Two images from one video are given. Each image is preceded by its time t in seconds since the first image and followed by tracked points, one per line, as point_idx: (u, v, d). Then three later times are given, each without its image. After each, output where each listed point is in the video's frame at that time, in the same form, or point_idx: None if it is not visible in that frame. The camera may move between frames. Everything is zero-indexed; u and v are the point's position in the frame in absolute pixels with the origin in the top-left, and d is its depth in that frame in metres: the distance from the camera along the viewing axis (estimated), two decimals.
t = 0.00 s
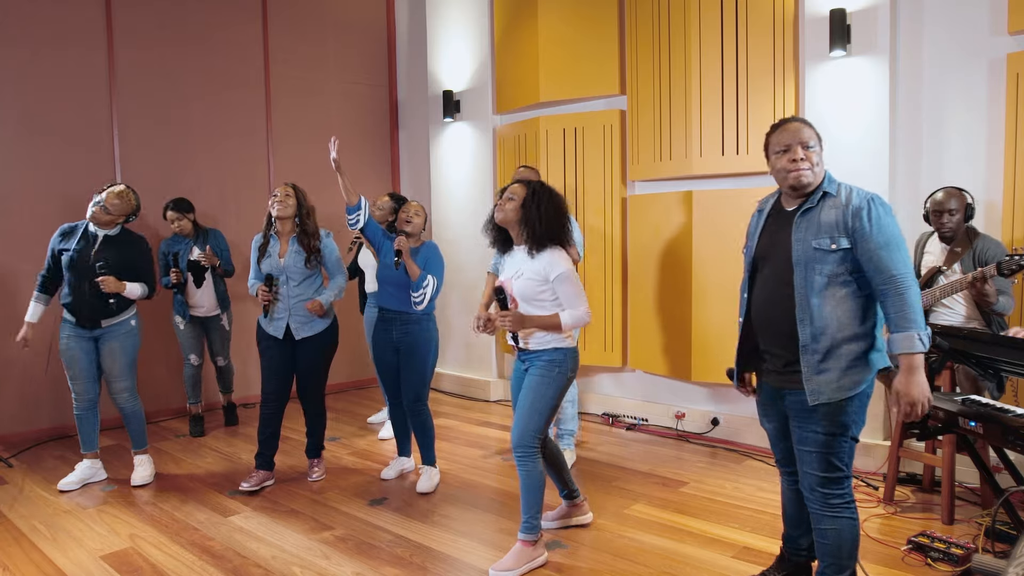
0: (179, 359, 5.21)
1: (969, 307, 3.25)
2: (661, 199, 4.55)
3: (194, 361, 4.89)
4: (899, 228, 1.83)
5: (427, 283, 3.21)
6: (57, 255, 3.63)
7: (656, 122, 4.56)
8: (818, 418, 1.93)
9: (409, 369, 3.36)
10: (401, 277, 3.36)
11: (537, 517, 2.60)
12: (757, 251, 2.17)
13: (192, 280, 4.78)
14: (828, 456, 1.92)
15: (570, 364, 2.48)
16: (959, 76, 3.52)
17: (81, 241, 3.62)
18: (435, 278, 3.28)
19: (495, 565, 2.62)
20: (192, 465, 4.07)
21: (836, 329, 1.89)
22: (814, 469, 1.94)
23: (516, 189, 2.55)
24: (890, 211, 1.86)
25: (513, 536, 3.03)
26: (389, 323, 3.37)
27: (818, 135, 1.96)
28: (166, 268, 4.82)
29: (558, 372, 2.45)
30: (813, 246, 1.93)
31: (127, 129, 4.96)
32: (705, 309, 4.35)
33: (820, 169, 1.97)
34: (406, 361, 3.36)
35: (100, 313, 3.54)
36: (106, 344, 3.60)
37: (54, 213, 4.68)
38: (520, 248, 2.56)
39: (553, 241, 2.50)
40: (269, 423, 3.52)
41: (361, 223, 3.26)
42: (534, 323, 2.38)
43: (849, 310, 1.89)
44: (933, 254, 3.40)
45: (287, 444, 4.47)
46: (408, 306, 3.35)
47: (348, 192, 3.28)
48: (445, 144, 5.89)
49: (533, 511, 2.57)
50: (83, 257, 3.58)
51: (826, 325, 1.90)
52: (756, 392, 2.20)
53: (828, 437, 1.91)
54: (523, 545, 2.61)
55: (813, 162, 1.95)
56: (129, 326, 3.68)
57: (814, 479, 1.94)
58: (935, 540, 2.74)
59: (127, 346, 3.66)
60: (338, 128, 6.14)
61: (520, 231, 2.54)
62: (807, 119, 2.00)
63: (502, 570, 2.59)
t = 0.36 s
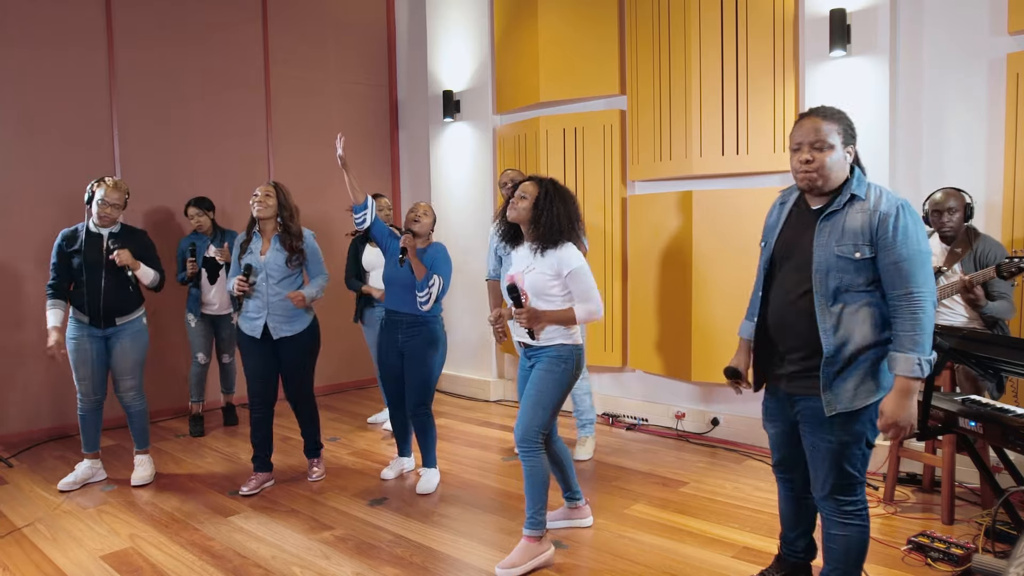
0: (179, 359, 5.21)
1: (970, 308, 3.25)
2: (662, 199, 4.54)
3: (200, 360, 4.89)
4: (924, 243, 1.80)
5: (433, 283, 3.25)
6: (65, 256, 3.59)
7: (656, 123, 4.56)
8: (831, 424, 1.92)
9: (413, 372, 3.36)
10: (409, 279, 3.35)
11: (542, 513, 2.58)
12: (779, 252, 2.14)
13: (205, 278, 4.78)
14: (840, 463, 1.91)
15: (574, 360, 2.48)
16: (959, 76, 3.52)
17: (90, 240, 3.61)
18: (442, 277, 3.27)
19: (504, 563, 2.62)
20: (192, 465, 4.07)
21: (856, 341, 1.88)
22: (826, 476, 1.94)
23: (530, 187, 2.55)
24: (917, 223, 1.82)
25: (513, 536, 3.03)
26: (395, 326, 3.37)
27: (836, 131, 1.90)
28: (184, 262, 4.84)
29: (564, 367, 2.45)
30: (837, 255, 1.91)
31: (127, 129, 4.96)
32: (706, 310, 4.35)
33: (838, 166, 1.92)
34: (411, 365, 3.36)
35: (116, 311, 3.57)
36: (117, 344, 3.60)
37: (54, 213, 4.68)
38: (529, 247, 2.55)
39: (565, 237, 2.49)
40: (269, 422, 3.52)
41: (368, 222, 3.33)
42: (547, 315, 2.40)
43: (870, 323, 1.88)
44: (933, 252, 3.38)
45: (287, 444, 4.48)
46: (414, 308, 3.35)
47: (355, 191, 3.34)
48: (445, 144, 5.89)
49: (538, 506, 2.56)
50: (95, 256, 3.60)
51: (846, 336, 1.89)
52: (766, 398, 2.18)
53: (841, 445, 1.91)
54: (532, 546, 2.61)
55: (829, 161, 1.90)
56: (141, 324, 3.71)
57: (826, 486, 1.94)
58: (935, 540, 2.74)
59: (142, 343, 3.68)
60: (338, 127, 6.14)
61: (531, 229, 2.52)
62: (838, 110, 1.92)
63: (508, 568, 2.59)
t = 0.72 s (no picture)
0: (179, 359, 5.21)
1: (969, 308, 3.25)
2: (663, 199, 4.54)
3: (204, 359, 4.90)
4: (917, 241, 1.76)
5: (434, 283, 3.20)
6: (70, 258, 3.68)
7: (656, 123, 4.55)
8: (829, 424, 1.92)
9: (416, 374, 3.36)
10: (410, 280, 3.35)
11: (548, 524, 2.58)
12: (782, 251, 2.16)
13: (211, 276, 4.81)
14: (839, 464, 1.91)
15: (572, 369, 2.48)
16: (959, 76, 3.52)
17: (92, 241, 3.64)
18: (443, 277, 3.30)
19: (511, 565, 2.61)
20: (192, 465, 4.07)
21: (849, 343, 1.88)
22: (825, 477, 1.94)
23: (533, 187, 2.53)
24: (910, 221, 1.78)
25: (513, 535, 3.03)
26: (399, 328, 3.38)
27: (829, 132, 1.92)
28: (193, 256, 4.90)
29: (560, 378, 2.45)
30: (829, 255, 1.92)
31: (127, 129, 4.96)
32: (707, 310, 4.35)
33: (827, 166, 1.93)
34: (414, 366, 3.36)
35: (114, 312, 3.55)
36: (116, 345, 3.60)
37: (54, 213, 4.68)
38: (530, 249, 2.54)
39: (567, 243, 2.48)
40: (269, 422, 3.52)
41: (370, 222, 3.32)
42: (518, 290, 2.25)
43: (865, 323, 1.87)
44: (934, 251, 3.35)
45: (287, 444, 4.48)
46: (417, 310, 3.35)
47: (356, 191, 3.33)
48: (445, 144, 5.89)
49: (543, 518, 2.57)
50: (93, 258, 3.60)
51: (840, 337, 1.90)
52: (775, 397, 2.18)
53: (840, 446, 1.90)
54: (538, 548, 2.60)
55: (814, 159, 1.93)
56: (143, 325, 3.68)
57: (826, 487, 1.94)
58: (935, 540, 2.73)
59: (139, 346, 3.65)
60: (338, 127, 6.14)
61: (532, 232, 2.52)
62: (840, 109, 1.95)
63: (514, 569, 2.58)
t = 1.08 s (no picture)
0: (179, 359, 5.21)
1: (970, 308, 3.25)
2: (663, 199, 4.54)
3: (204, 359, 4.90)
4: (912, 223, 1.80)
5: (436, 286, 3.19)
6: (68, 265, 3.72)
7: (656, 123, 4.55)
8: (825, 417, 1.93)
9: (415, 375, 3.36)
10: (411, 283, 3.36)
11: (548, 527, 2.58)
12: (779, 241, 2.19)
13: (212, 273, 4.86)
14: (834, 458, 1.91)
15: (569, 372, 2.48)
16: (959, 76, 3.52)
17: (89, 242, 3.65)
18: (444, 280, 3.27)
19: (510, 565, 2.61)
20: (192, 465, 4.07)
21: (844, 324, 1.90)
22: (820, 470, 1.94)
23: (530, 181, 2.53)
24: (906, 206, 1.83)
25: (513, 536, 3.03)
26: (399, 329, 3.37)
27: (828, 131, 1.98)
28: (194, 253, 4.90)
29: (557, 382, 2.45)
30: (827, 238, 1.96)
31: (127, 129, 4.96)
32: (706, 310, 4.35)
33: (822, 162, 1.99)
34: (413, 368, 3.36)
35: (103, 313, 3.52)
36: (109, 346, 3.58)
37: (54, 213, 4.68)
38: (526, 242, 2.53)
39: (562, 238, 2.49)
40: (270, 422, 3.53)
41: (367, 225, 3.32)
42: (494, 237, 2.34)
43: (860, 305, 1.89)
44: (934, 252, 3.38)
45: (287, 444, 4.48)
46: (417, 312, 3.35)
47: (353, 193, 3.33)
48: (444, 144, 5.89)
49: (544, 521, 2.57)
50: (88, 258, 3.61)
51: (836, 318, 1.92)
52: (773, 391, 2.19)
53: (836, 439, 1.91)
54: (537, 548, 2.60)
55: (808, 155, 2.00)
56: (134, 328, 3.63)
57: (821, 482, 1.94)
58: (935, 540, 2.74)
59: (130, 348, 3.61)
60: (338, 127, 6.14)
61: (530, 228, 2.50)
62: (843, 115, 2.01)
63: (514, 570, 2.58)
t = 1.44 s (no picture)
0: (179, 359, 5.21)
1: (969, 308, 3.26)
2: (663, 199, 4.54)
3: (203, 359, 4.90)
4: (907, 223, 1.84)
5: (433, 286, 3.23)
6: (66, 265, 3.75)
7: (656, 123, 4.55)
8: (817, 411, 1.93)
9: (412, 374, 3.35)
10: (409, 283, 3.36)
11: (550, 525, 2.58)
12: (776, 239, 2.19)
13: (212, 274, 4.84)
14: (826, 452, 1.92)
15: (566, 366, 2.47)
16: (959, 76, 3.52)
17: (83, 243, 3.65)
18: (441, 279, 3.29)
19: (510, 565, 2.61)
20: (193, 465, 4.07)
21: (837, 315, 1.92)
22: (813, 464, 1.94)
23: (540, 179, 2.52)
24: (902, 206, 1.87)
25: (513, 535, 3.03)
26: (396, 328, 3.37)
27: (824, 136, 1.98)
28: (192, 254, 4.89)
29: (557, 377, 2.44)
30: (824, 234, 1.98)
31: (127, 129, 4.96)
32: (706, 310, 4.35)
33: (821, 167, 1.99)
34: (410, 367, 3.35)
35: (95, 312, 3.52)
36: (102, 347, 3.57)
37: (53, 214, 4.68)
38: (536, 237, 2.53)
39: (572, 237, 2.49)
40: (270, 422, 3.53)
41: (365, 226, 3.34)
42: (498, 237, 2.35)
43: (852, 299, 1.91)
44: (933, 252, 3.37)
45: (287, 444, 4.48)
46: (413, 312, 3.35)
47: (352, 195, 3.33)
48: (444, 144, 5.89)
49: (546, 518, 2.56)
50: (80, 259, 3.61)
51: (830, 310, 1.93)
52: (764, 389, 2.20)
53: (828, 432, 1.92)
54: (538, 547, 2.59)
55: (809, 163, 1.99)
56: (126, 329, 3.62)
57: (814, 476, 1.93)
58: (935, 540, 2.74)
59: (122, 349, 3.60)
60: (338, 127, 6.14)
61: (543, 225, 2.49)
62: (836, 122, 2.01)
63: (514, 569, 2.58)
